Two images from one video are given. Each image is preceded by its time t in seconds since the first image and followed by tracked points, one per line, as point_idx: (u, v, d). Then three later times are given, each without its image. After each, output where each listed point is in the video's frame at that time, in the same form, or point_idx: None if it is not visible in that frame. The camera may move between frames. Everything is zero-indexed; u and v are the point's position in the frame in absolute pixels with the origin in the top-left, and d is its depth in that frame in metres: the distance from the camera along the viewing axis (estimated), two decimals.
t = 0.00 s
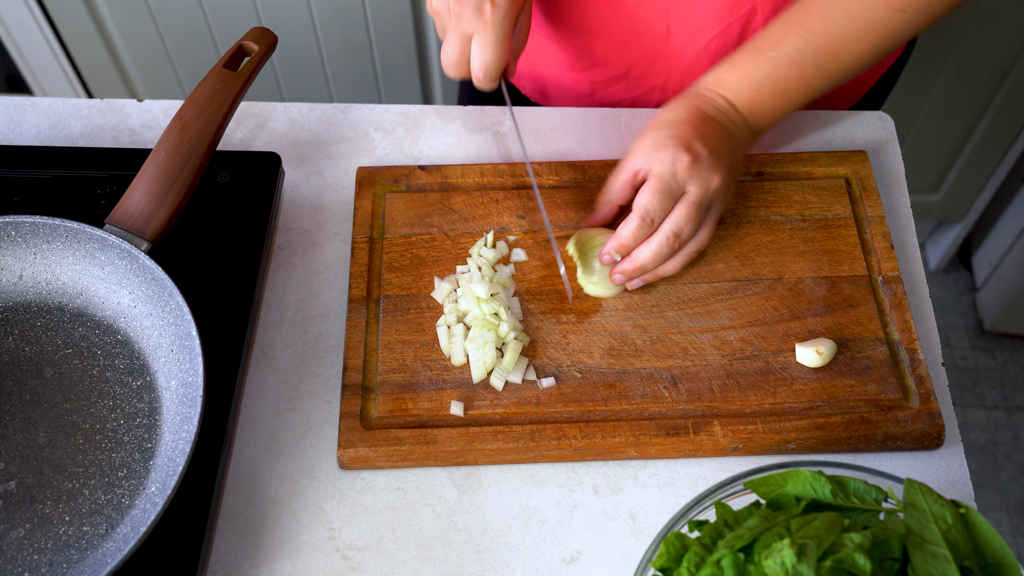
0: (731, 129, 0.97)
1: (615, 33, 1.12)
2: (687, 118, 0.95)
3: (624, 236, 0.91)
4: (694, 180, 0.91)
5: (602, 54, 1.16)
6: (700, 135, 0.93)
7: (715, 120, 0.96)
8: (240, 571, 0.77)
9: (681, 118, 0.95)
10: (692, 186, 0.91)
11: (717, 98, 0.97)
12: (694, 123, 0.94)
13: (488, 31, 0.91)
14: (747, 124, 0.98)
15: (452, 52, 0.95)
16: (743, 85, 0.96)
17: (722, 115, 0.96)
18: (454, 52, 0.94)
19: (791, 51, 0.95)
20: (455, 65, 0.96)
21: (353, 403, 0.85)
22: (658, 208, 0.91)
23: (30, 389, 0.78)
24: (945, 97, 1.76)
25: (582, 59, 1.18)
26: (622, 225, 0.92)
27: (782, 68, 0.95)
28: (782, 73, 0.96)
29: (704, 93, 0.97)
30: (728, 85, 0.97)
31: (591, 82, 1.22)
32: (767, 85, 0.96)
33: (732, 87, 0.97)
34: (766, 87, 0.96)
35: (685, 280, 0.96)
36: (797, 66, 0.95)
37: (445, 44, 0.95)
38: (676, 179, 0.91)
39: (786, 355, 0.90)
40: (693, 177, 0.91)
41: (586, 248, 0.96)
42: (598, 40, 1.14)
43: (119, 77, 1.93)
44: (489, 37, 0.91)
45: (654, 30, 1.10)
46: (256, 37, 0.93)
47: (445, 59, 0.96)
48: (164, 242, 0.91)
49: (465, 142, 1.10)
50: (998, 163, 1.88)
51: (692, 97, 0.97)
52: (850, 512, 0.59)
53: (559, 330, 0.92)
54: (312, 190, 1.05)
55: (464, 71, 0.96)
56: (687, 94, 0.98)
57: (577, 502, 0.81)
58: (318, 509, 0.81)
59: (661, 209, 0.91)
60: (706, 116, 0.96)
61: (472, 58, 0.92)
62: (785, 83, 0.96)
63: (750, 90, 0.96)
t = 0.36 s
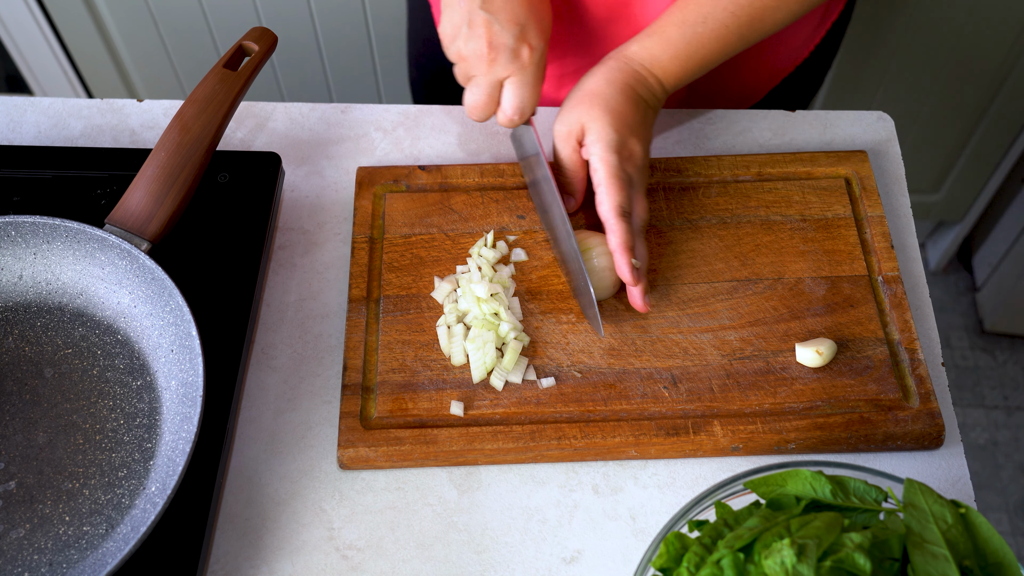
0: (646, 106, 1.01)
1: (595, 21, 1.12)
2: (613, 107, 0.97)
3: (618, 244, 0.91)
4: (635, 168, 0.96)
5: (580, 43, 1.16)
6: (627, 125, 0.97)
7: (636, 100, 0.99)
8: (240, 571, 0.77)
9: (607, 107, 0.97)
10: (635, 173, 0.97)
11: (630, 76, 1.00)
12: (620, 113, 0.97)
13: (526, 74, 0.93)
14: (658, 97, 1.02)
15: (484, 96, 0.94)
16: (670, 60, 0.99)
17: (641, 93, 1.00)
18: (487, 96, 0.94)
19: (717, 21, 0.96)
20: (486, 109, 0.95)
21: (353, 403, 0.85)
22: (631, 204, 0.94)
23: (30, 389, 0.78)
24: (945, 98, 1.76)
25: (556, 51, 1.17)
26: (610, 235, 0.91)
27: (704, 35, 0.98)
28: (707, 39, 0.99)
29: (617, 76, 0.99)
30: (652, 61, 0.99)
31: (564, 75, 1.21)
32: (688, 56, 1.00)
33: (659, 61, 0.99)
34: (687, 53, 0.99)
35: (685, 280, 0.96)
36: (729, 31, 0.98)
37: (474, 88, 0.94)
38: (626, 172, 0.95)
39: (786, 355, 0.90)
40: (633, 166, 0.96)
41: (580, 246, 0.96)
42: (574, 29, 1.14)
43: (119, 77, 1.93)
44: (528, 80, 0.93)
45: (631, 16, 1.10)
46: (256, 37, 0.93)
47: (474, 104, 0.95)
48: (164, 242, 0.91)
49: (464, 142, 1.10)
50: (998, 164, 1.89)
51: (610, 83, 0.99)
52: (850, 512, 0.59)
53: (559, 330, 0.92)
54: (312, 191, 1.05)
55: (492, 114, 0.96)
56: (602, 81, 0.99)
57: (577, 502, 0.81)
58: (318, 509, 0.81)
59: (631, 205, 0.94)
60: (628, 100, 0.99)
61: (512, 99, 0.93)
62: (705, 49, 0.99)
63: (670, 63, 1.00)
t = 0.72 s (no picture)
0: (717, 121, 0.95)
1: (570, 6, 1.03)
2: (676, 118, 0.93)
3: (631, 251, 0.89)
4: (689, 186, 0.90)
5: (555, 32, 1.07)
6: (688, 138, 0.92)
7: (703, 114, 0.94)
8: (240, 571, 0.77)
9: (669, 116, 0.92)
10: (688, 192, 0.90)
11: (700, 88, 0.96)
12: (683, 125, 0.92)
13: (495, 74, 0.83)
14: (730, 110, 0.97)
15: (456, 99, 0.85)
16: (724, 64, 0.96)
17: (708, 106, 0.95)
18: (460, 96, 0.85)
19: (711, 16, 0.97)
20: (460, 111, 0.86)
21: (353, 403, 0.85)
22: (664, 219, 0.89)
23: (30, 389, 0.78)
24: (946, 97, 1.76)
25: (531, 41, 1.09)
26: (628, 239, 0.89)
27: (748, 40, 0.95)
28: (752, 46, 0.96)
29: (688, 85, 0.96)
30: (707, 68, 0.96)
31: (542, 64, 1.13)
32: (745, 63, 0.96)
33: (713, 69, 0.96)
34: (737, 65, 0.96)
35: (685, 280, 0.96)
36: (753, 39, 0.95)
37: (444, 89, 0.85)
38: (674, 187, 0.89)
39: (786, 355, 0.90)
40: (687, 185, 0.90)
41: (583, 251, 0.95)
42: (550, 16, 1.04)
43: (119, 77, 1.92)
44: (497, 79, 0.83)
45: None
46: (256, 37, 0.93)
47: (446, 105, 0.86)
48: (164, 242, 0.91)
49: (464, 141, 1.10)
50: (997, 165, 1.89)
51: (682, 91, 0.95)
52: (850, 512, 0.59)
53: (559, 330, 0.92)
54: (312, 190, 1.05)
55: (467, 114, 0.87)
56: (675, 89, 0.96)
57: (577, 502, 0.81)
58: (318, 509, 0.81)
59: (668, 220, 0.89)
60: (695, 111, 0.94)
61: (482, 98, 0.84)
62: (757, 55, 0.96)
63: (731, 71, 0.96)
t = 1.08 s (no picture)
0: (707, 125, 0.97)
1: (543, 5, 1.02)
2: (661, 120, 0.95)
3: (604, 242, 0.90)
4: (669, 181, 0.91)
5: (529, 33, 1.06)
6: (671, 137, 0.94)
7: (692, 118, 0.97)
8: (240, 571, 0.77)
9: (655, 118, 0.96)
10: (667, 187, 0.91)
11: (689, 95, 0.99)
12: (667, 125, 0.95)
13: (483, 50, 0.80)
14: (721, 116, 0.99)
15: (441, 83, 0.82)
16: (712, 71, 0.99)
17: (697, 111, 0.98)
18: (446, 80, 0.82)
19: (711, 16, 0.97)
20: (447, 95, 0.83)
21: (353, 403, 0.85)
22: (636, 210, 0.89)
23: (30, 389, 0.78)
24: (947, 99, 1.77)
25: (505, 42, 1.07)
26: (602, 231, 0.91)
27: (734, 46, 0.99)
28: (738, 52, 0.99)
29: (677, 92, 0.99)
30: (694, 75, 0.99)
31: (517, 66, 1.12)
32: (732, 68, 0.99)
33: (700, 77, 0.99)
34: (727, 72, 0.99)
35: (684, 280, 0.96)
36: (737, 45, 0.99)
37: (427, 72, 0.81)
38: (650, 180, 0.90)
39: (786, 355, 0.90)
40: (667, 180, 0.91)
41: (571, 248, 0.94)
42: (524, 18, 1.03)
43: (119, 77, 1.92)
44: (486, 56, 0.80)
45: None
46: (256, 37, 0.93)
47: (431, 90, 0.83)
48: (164, 242, 0.91)
49: (464, 141, 1.10)
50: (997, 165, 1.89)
51: (670, 97, 0.98)
52: (850, 512, 0.59)
53: (559, 329, 0.92)
54: (312, 190, 1.05)
55: (452, 99, 0.84)
56: (665, 94, 0.99)
57: (577, 502, 0.81)
58: (318, 509, 0.81)
59: (640, 213, 0.89)
60: (683, 115, 0.97)
61: (468, 78, 0.80)
62: (745, 60, 0.99)
63: (719, 77, 0.99)
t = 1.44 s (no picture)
0: (726, 151, 0.98)
1: (557, 27, 1.04)
2: (681, 137, 0.97)
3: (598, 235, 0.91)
4: (675, 190, 0.92)
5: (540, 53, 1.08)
6: (687, 151, 0.95)
7: (712, 140, 0.97)
8: (240, 571, 0.77)
9: (675, 135, 0.97)
10: (672, 196, 0.92)
11: (713, 121, 0.99)
12: (686, 141, 0.96)
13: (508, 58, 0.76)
14: (741, 146, 0.99)
15: (457, 83, 0.77)
16: (732, 100, 0.99)
17: (719, 136, 0.98)
18: (462, 79, 0.77)
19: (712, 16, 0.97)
20: (458, 92, 0.78)
21: (353, 403, 0.85)
22: (635, 208, 0.90)
23: (30, 389, 0.78)
24: (947, 99, 1.77)
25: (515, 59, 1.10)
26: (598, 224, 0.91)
27: (754, 77, 0.98)
28: (758, 82, 0.99)
29: (701, 115, 1.00)
30: (718, 103, 1.00)
31: (526, 83, 1.14)
32: (754, 99, 0.99)
33: (722, 105, 1.00)
34: (746, 100, 0.99)
35: (685, 280, 0.96)
36: (754, 69, 0.98)
37: (445, 68, 0.77)
38: (657, 185, 0.91)
39: (786, 355, 0.90)
40: (674, 188, 0.92)
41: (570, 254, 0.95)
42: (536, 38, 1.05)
43: (119, 77, 1.92)
44: (511, 65, 0.76)
45: (598, 17, 1.03)
46: (256, 37, 0.93)
47: (443, 85, 0.78)
48: (164, 242, 0.91)
49: (464, 141, 1.10)
50: (996, 166, 1.89)
51: (693, 119, 1.00)
52: (850, 512, 0.59)
53: (559, 329, 0.92)
54: (312, 190, 1.05)
55: (461, 97, 0.80)
56: (689, 116, 1.01)
57: (577, 502, 0.81)
58: (318, 509, 0.81)
59: (639, 212, 0.90)
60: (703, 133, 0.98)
61: (488, 82, 0.77)
62: (765, 92, 0.99)
63: (740, 107, 0.99)
